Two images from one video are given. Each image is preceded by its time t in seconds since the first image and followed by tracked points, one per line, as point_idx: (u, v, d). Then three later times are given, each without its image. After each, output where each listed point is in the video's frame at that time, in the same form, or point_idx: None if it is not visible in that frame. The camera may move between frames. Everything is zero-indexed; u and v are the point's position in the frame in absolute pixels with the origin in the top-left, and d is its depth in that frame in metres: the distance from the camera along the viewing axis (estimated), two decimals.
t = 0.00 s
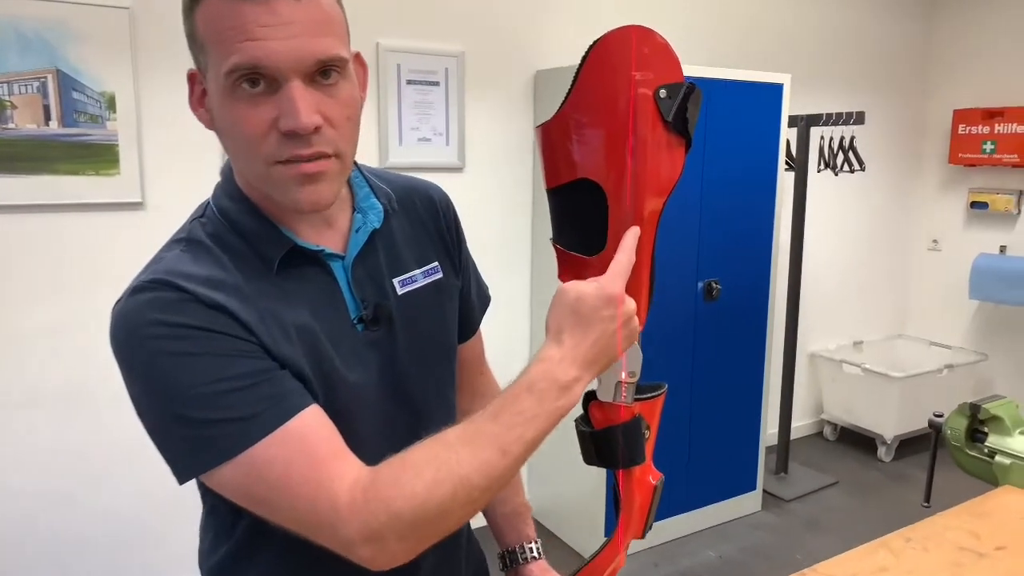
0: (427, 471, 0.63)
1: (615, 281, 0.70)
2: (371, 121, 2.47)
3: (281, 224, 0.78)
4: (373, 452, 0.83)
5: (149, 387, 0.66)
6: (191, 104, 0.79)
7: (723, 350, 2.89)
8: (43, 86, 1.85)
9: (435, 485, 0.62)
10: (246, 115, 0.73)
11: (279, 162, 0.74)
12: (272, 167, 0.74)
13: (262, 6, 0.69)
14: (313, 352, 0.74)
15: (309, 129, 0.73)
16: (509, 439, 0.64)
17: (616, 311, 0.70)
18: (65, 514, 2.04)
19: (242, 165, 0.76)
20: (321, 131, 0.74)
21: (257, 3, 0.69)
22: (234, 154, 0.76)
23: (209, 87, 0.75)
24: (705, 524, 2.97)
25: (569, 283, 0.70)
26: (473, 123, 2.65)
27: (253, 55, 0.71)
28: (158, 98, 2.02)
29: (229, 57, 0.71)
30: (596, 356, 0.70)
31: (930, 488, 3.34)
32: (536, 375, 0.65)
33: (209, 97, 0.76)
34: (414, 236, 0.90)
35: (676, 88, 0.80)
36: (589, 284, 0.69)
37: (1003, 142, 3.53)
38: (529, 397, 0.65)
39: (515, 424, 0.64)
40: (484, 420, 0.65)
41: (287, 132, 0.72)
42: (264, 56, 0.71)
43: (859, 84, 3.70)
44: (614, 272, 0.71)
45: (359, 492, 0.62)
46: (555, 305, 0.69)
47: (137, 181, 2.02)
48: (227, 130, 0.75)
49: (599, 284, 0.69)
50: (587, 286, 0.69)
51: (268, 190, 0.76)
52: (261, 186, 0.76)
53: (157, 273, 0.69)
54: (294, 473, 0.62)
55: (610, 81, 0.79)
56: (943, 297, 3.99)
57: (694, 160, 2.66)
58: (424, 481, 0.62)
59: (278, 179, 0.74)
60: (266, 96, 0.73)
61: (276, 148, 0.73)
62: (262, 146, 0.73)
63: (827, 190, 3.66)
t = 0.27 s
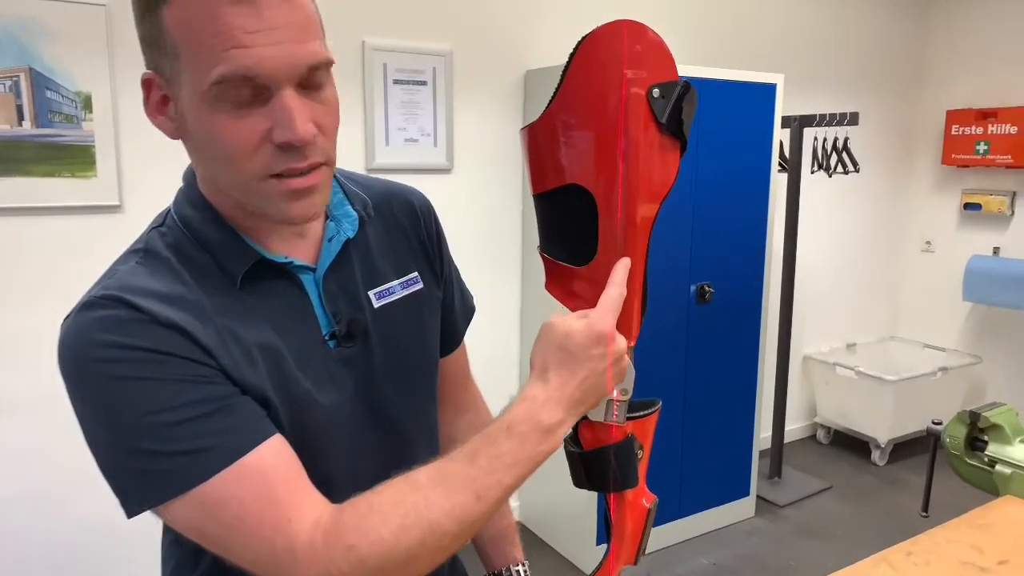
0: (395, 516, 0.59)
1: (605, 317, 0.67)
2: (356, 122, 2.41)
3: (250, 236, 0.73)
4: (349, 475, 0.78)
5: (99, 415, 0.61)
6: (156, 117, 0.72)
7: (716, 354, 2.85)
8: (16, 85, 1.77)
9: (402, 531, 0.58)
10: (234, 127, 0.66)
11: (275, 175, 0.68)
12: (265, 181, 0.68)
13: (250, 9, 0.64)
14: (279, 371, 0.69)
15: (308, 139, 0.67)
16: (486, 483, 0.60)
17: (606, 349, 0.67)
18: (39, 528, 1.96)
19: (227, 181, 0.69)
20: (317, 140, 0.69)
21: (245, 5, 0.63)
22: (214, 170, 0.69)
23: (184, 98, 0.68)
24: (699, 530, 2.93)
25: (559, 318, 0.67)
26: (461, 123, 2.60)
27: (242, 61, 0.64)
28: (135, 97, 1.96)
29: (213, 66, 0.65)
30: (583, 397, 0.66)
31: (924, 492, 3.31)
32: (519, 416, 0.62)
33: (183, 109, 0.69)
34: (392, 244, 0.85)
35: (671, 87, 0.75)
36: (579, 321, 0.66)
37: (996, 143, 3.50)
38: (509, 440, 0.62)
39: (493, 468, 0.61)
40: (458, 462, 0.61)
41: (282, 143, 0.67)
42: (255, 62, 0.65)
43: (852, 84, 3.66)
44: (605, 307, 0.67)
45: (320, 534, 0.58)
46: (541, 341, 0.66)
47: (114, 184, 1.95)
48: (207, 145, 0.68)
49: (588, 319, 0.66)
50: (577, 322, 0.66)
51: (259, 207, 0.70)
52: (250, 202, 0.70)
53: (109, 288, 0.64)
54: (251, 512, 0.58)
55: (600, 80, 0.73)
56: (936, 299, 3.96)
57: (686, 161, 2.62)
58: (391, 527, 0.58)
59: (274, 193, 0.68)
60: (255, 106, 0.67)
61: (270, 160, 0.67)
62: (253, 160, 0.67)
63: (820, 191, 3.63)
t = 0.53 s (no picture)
0: (366, 564, 0.59)
1: (598, 360, 0.68)
2: (345, 121, 2.36)
3: (223, 249, 0.68)
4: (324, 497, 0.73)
5: (52, 449, 0.56)
6: (138, 146, 0.64)
7: (713, 357, 2.80)
8: None
9: None
10: (259, 149, 0.61)
11: (308, 189, 0.64)
12: (296, 193, 0.64)
13: (267, 22, 0.58)
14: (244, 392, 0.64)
15: (335, 143, 0.64)
16: (462, 534, 0.62)
17: (597, 393, 0.68)
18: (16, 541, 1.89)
19: (251, 204, 0.64)
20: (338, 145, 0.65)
21: (262, 19, 0.58)
22: (231, 196, 0.64)
23: (190, 128, 0.61)
24: (696, 537, 2.87)
25: (550, 358, 0.68)
26: (453, 123, 2.54)
27: (267, 81, 0.59)
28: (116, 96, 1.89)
29: (232, 87, 0.59)
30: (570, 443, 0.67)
31: (923, 496, 3.27)
32: (502, 463, 0.64)
33: (187, 139, 0.62)
34: (370, 252, 0.80)
35: (670, 82, 0.69)
36: (571, 363, 0.67)
37: (995, 143, 3.46)
38: (490, 488, 0.63)
39: (471, 518, 0.62)
40: (436, 510, 0.63)
41: (311, 153, 0.63)
42: (282, 80, 0.59)
43: (849, 83, 3.62)
44: (597, 349, 0.68)
45: None
46: (529, 380, 0.67)
47: (95, 185, 1.89)
48: (222, 171, 0.62)
49: (580, 361, 0.67)
50: (567, 364, 0.67)
51: (287, 223, 0.66)
52: (277, 220, 0.65)
53: (58, 307, 0.58)
54: (207, 558, 0.55)
55: (595, 75, 0.68)
56: (934, 300, 3.92)
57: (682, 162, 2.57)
58: None
59: (307, 206, 0.65)
60: (276, 125, 0.61)
61: (302, 174, 0.63)
62: (282, 179, 0.63)
63: (817, 192, 3.59)
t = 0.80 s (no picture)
0: None
1: (592, 415, 0.68)
2: (337, 121, 2.31)
3: (188, 263, 0.64)
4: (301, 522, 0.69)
5: None
6: (89, 155, 0.60)
7: (711, 361, 2.76)
8: None
9: None
10: (218, 162, 0.57)
11: (274, 204, 0.60)
12: (260, 209, 0.59)
13: (224, 24, 0.54)
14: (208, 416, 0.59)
15: (304, 155, 0.60)
16: None
17: (589, 450, 0.67)
18: None
19: (211, 219, 0.59)
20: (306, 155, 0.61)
21: (218, 22, 0.54)
22: (189, 211, 0.59)
23: (141, 139, 0.57)
24: (694, 544, 2.83)
25: (541, 408, 0.69)
26: (447, 123, 2.50)
27: (224, 89, 0.54)
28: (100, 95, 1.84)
29: (184, 95, 0.54)
30: (559, 501, 0.68)
31: (924, 501, 3.23)
32: (482, 521, 0.65)
33: (139, 150, 0.57)
34: (349, 262, 0.76)
35: (668, 81, 0.65)
36: (562, 418, 0.67)
37: (996, 144, 3.41)
38: (469, 544, 0.65)
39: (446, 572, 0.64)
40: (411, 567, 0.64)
41: (275, 166, 0.58)
42: (241, 88, 0.55)
43: (848, 85, 3.58)
44: (591, 404, 0.68)
45: None
46: (517, 431, 0.68)
47: (78, 187, 1.84)
48: (178, 184, 0.58)
49: (573, 416, 0.67)
50: (557, 418, 0.67)
51: (252, 239, 0.61)
52: (241, 236, 0.61)
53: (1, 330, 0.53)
54: None
55: (586, 73, 0.64)
56: (934, 302, 3.88)
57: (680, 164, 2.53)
58: None
59: (274, 222, 0.60)
60: (237, 136, 0.57)
61: (267, 188, 0.59)
62: (245, 193, 0.58)
63: (817, 193, 3.54)
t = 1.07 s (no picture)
0: None
1: (576, 475, 0.65)
2: (328, 122, 2.27)
3: (148, 280, 0.61)
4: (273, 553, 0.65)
5: None
6: (26, 168, 0.56)
7: (709, 365, 2.72)
8: None
9: None
10: (170, 177, 0.54)
11: (231, 219, 0.57)
12: (216, 226, 0.56)
13: (168, 29, 0.51)
14: (165, 445, 0.56)
15: (262, 166, 0.57)
16: None
17: (571, 512, 0.66)
18: None
19: (163, 235, 0.56)
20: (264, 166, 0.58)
21: (162, 26, 0.51)
22: (139, 228, 0.56)
23: (82, 153, 0.53)
24: (692, 550, 2.79)
25: (522, 465, 0.68)
26: (441, 125, 2.46)
27: (170, 99, 0.51)
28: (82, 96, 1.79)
29: (128, 107, 0.51)
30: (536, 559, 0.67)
31: (924, 506, 3.19)
32: None
33: (80, 164, 0.54)
34: (325, 273, 0.73)
35: (658, 84, 0.61)
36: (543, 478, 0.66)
37: (996, 145, 3.38)
38: None
39: None
40: None
41: (231, 180, 0.55)
42: (188, 98, 0.52)
43: (848, 86, 3.55)
44: (574, 466, 0.65)
45: None
46: (497, 487, 0.68)
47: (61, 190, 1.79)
48: (125, 201, 0.54)
49: (555, 475, 0.65)
50: (538, 476, 0.66)
51: (209, 256, 0.58)
52: (197, 253, 0.58)
53: None
54: None
55: (570, 76, 0.60)
56: (934, 304, 3.84)
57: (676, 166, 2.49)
58: None
59: (232, 238, 0.57)
60: (187, 148, 0.54)
61: (223, 203, 0.56)
62: (198, 209, 0.55)
63: (817, 194, 3.51)
